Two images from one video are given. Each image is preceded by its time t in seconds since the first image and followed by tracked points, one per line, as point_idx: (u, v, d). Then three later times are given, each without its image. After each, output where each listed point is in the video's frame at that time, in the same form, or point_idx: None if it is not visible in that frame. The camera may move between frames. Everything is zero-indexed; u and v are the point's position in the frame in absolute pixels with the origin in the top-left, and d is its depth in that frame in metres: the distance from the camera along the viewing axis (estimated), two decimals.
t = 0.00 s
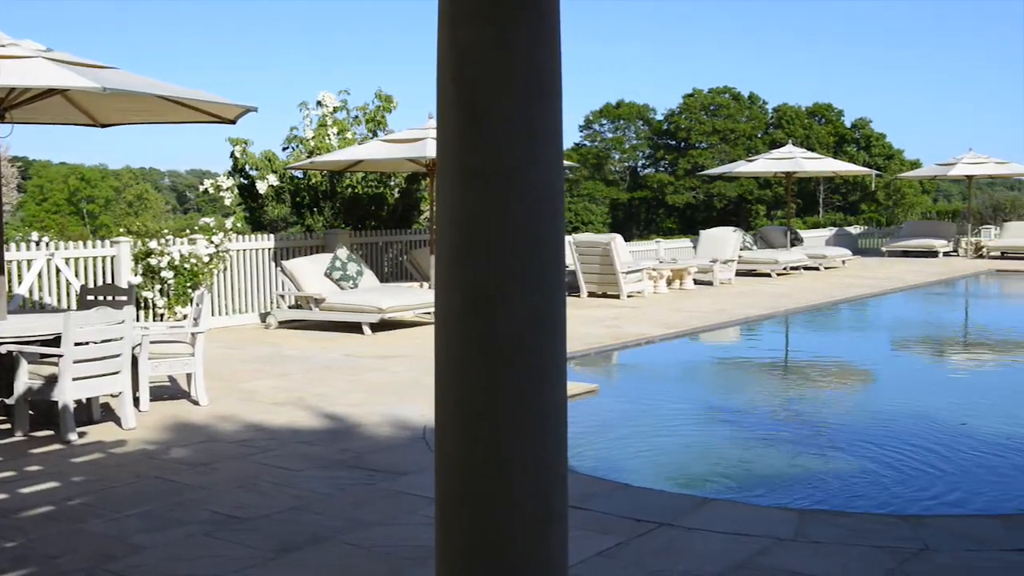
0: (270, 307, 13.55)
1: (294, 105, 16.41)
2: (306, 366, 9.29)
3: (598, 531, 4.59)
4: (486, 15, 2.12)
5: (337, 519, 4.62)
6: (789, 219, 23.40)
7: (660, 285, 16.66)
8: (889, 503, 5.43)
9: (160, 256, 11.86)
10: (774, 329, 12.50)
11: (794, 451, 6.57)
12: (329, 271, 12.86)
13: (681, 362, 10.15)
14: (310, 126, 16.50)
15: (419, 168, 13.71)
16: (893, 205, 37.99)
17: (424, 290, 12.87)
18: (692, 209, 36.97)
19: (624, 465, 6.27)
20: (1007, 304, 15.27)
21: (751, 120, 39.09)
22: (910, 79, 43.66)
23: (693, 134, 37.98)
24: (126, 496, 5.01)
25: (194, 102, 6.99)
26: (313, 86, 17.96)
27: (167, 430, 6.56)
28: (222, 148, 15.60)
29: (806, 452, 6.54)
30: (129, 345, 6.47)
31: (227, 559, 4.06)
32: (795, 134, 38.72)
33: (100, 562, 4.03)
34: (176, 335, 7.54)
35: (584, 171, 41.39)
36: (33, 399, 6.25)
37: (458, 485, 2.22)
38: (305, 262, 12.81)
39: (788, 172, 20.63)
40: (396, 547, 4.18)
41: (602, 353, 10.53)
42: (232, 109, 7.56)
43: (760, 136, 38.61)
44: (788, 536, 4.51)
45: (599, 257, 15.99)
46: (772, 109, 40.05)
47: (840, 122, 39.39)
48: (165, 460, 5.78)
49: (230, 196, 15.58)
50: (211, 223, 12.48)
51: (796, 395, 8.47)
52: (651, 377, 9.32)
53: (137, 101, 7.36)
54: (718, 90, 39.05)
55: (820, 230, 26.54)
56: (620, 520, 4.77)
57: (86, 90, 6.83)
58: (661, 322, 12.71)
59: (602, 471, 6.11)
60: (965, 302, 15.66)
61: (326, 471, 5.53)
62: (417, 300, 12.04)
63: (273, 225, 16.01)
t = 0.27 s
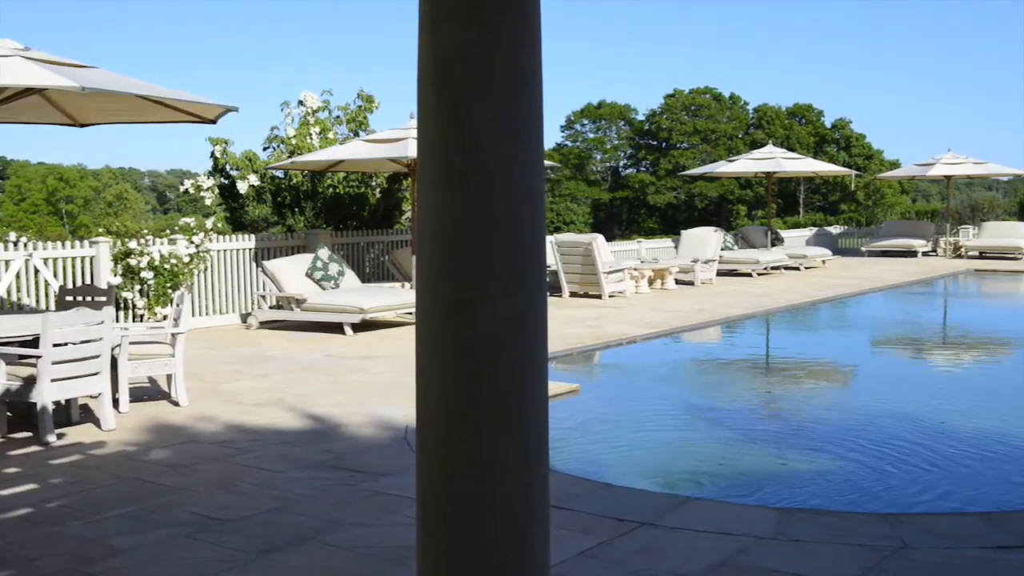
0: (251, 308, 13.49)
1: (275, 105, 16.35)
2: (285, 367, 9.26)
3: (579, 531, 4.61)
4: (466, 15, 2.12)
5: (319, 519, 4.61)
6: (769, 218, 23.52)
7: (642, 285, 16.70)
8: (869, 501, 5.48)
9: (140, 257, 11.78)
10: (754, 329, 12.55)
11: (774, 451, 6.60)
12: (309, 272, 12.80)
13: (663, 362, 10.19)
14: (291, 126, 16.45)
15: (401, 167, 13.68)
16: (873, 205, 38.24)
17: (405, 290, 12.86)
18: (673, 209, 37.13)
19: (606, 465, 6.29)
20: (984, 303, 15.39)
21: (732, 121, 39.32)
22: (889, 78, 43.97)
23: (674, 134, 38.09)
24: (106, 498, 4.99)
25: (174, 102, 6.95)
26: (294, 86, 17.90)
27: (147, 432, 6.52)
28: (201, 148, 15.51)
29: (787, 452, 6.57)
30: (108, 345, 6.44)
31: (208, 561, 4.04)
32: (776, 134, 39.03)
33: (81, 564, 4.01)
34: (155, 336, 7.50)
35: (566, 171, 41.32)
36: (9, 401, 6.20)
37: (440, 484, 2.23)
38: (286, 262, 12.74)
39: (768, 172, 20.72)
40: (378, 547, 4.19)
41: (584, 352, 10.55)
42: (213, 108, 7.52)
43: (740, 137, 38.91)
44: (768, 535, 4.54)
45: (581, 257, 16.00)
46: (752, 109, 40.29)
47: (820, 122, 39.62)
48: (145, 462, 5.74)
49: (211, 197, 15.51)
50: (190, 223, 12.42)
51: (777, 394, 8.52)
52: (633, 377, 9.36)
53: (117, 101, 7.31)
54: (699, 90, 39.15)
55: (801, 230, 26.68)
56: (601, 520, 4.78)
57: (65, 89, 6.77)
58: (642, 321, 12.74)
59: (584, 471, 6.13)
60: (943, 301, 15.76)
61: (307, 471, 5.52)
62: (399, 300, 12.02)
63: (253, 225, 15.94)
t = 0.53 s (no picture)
0: (235, 308, 13.44)
1: (258, 104, 16.29)
2: (268, 367, 9.24)
3: (563, 531, 4.62)
4: (449, 14, 2.13)
5: (303, 520, 4.61)
6: (752, 218, 23.64)
7: (625, 285, 16.75)
8: (850, 500, 5.51)
9: (122, 257, 11.73)
10: (738, 329, 12.60)
11: (758, 451, 6.63)
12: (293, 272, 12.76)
13: (648, 361, 10.22)
14: (275, 125, 16.39)
15: (385, 167, 13.66)
16: (855, 205, 38.52)
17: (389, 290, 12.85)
18: (657, 209, 37.32)
19: (590, 465, 6.32)
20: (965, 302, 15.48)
21: (715, 121, 39.61)
22: (881, 77, 44.41)
23: (658, 134, 38.19)
24: (88, 500, 4.96)
25: (157, 102, 6.92)
26: (277, 85, 17.84)
27: (129, 433, 6.49)
28: (183, 148, 15.44)
29: (770, 452, 6.60)
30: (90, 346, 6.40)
31: (192, 562, 4.03)
32: (758, 135, 39.30)
33: (62, 566, 3.99)
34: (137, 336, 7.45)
35: (550, 171, 41.30)
36: None
37: (423, 484, 2.23)
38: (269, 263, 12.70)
39: (751, 173, 20.80)
40: (363, 548, 4.18)
41: (568, 352, 10.58)
42: (195, 108, 7.49)
43: (724, 137, 39.14)
44: (751, 534, 4.56)
45: (565, 257, 16.03)
46: (736, 109, 40.60)
47: (803, 123, 39.91)
48: (127, 463, 5.71)
49: (193, 197, 15.45)
50: (173, 224, 12.37)
51: (760, 394, 8.57)
52: (618, 376, 9.39)
53: (99, 101, 7.26)
54: (683, 90, 39.36)
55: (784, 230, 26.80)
56: (586, 520, 4.79)
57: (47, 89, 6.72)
58: (626, 321, 12.77)
59: (569, 472, 6.14)
60: (925, 301, 15.86)
61: (290, 473, 5.50)
62: (383, 300, 12.00)
63: (237, 225, 15.90)
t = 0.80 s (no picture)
0: (218, 309, 13.38)
1: (241, 104, 16.23)
2: (251, 368, 9.22)
3: (547, 531, 4.63)
4: (430, 10, 2.14)
5: (286, 521, 4.60)
6: (735, 218, 23.72)
7: (609, 285, 16.79)
8: (833, 498, 5.55)
9: (104, 257, 11.67)
10: (721, 329, 12.64)
11: (742, 450, 6.66)
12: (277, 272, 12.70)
13: (632, 361, 10.26)
14: (258, 124, 16.34)
15: (369, 168, 13.64)
16: (837, 205, 38.80)
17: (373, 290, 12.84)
18: (640, 209, 37.48)
19: (575, 464, 6.34)
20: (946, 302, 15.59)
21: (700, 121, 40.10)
22: (864, 77, 44.74)
23: (642, 134, 38.29)
24: (69, 501, 4.94)
25: (141, 102, 6.91)
26: (261, 84, 17.78)
27: (110, 434, 6.46)
28: (166, 148, 15.36)
29: (754, 450, 6.63)
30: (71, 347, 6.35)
31: (174, 563, 4.02)
32: (741, 135, 39.54)
33: (43, 568, 3.97)
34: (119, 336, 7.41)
35: (534, 171, 41.33)
36: None
37: (407, 480, 2.24)
38: (253, 263, 12.64)
39: (734, 173, 20.87)
40: (347, 549, 4.17)
41: (552, 352, 10.60)
42: (179, 108, 7.46)
43: (709, 137, 39.68)
44: (735, 532, 4.59)
45: (549, 256, 16.05)
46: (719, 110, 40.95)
47: (785, 123, 40.16)
48: (109, 465, 5.68)
49: (176, 197, 15.37)
50: (156, 224, 12.33)
51: (742, 393, 8.62)
52: (603, 376, 9.42)
53: (82, 101, 7.22)
54: (666, 90, 39.60)
55: (767, 230, 26.92)
56: (570, 520, 4.81)
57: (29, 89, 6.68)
58: (610, 321, 12.78)
59: (553, 470, 6.17)
60: (906, 300, 15.96)
61: (273, 474, 5.49)
62: (367, 300, 11.98)
63: (220, 225, 15.86)
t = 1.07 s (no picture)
0: (198, 308, 13.30)
1: (222, 104, 16.15)
2: (233, 368, 9.17)
3: (529, 531, 4.64)
4: (411, 13, 2.14)
5: (269, 522, 4.59)
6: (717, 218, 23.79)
7: (592, 285, 16.81)
8: (814, 498, 5.58)
9: (84, 257, 11.58)
10: (703, 328, 12.66)
11: (724, 449, 6.68)
12: (259, 273, 12.64)
13: (615, 360, 10.28)
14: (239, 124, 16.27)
15: (351, 167, 13.61)
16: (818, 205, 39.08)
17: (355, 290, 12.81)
18: (623, 209, 37.55)
19: (558, 464, 6.36)
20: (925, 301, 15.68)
21: (681, 121, 40.18)
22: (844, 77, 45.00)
23: (624, 135, 38.35)
24: (49, 503, 4.90)
25: (122, 101, 6.87)
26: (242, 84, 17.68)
27: (90, 436, 6.41)
28: (146, 148, 15.25)
29: (737, 450, 6.66)
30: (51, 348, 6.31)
31: (155, 565, 4.01)
32: (723, 135, 39.67)
33: (23, 571, 3.95)
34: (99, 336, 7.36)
35: (516, 171, 41.33)
36: None
37: (388, 485, 2.24)
38: (234, 263, 12.57)
39: (716, 173, 20.93)
40: (329, 550, 4.17)
41: (535, 352, 10.60)
42: (159, 108, 7.42)
43: (690, 137, 39.48)
44: (716, 531, 4.61)
45: (531, 257, 16.05)
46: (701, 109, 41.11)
47: (766, 124, 40.29)
48: (89, 467, 5.65)
49: (156, 197, 15.25)
50: (136, 223, 12.25)
51: (723, 392, 8.66)
52: (585, 376, 9.44)
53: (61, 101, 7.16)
54: (649, 90, 39.72)
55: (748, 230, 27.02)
56: (553, 520, 4.82)
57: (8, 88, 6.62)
58: (592, 321, 12.80)
59: (536, 470, 6.18)
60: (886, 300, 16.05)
61: (255, 474, 5.47)
62: (349, 300, 11.95)
63: (201, 225, 15.77)
